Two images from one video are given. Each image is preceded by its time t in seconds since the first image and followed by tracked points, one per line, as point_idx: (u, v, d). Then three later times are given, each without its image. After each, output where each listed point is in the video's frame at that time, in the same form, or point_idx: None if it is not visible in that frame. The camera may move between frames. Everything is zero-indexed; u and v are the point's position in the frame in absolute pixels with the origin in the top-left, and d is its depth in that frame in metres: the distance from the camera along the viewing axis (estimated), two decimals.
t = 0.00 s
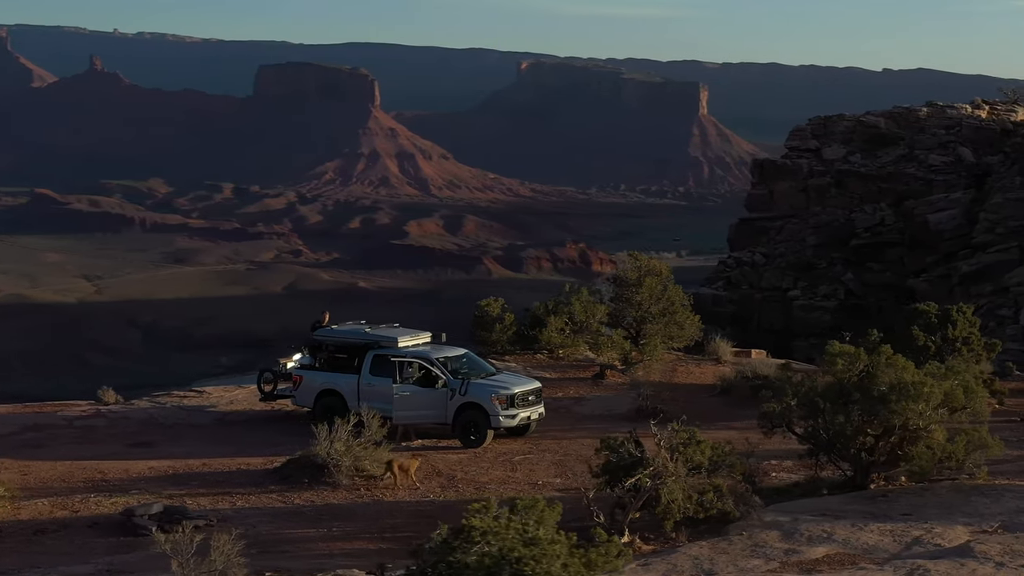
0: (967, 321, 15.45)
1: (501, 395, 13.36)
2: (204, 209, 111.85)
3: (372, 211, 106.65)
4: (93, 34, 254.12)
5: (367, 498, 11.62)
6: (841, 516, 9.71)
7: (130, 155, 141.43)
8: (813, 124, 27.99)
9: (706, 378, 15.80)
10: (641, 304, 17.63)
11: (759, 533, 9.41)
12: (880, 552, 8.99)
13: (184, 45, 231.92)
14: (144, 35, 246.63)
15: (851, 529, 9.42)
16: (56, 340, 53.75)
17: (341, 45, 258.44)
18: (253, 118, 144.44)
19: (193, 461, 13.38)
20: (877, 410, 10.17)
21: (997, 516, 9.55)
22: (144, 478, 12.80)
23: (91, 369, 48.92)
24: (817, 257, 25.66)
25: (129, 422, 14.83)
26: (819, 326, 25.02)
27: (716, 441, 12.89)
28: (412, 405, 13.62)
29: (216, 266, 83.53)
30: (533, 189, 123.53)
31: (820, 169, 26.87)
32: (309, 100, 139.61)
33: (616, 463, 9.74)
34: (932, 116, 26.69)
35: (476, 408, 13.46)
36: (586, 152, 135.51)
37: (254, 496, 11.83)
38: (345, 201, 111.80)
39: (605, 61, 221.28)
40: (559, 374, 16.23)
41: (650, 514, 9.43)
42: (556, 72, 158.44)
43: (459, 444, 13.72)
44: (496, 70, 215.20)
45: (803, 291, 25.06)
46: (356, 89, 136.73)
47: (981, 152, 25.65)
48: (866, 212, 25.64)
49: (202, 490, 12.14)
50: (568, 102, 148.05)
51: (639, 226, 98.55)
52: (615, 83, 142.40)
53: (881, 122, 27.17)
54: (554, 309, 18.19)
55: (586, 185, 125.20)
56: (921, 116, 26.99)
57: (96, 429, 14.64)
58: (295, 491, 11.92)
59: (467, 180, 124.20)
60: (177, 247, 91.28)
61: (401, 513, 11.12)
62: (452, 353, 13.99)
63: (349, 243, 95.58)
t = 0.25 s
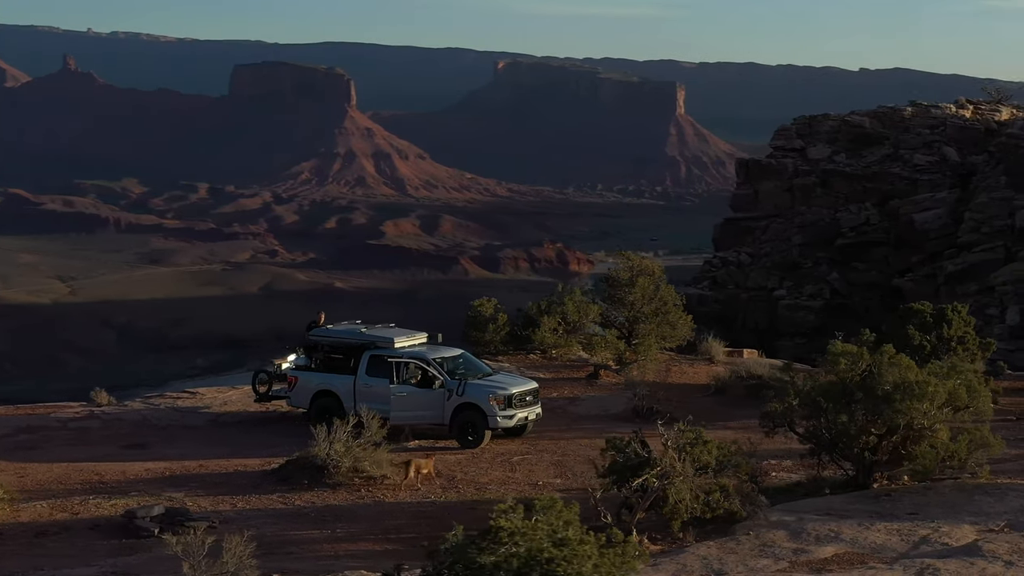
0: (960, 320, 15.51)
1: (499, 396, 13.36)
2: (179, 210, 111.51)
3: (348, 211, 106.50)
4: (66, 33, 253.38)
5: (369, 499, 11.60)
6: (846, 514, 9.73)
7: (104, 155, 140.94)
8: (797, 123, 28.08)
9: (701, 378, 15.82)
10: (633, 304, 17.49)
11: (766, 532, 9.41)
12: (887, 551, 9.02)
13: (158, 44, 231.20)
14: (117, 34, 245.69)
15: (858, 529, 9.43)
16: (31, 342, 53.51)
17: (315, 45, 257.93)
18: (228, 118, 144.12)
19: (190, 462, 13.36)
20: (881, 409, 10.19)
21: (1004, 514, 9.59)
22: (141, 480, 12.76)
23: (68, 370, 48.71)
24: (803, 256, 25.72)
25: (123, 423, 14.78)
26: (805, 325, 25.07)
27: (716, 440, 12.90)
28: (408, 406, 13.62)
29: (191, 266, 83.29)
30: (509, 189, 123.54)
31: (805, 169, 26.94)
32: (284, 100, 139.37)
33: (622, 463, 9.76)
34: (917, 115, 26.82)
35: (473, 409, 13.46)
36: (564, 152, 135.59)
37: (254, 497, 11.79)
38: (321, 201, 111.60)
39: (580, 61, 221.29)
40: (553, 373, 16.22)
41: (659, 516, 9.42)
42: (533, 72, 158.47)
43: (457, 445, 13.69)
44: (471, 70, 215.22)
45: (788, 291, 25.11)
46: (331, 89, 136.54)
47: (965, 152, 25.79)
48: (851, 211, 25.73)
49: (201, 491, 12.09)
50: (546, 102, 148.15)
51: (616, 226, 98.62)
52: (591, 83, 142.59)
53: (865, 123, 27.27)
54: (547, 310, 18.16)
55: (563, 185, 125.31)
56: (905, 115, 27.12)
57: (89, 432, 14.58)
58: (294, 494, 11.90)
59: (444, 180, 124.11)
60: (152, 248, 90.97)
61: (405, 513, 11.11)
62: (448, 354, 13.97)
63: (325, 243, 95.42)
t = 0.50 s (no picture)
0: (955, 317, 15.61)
1: (496, 396, 13.36)
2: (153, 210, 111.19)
3: (324, 211, 106.34)
4: (41, 33, 252.63)
5: (372, 499, 11.59)
6: (852, 514, 9.75)
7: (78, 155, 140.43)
8: (782, 123, 28.14)
9: (694, 378, 15.84)
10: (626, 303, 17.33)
11: (774, 532, 9.42)
12: (897, 550, 9.03)
13: (132, 44, 230.49)
14: (90, 34, 244.88)
15: (862, 528, 9.47)
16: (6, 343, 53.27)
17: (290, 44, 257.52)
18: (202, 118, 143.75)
19: (189, 463, 13.31)
20: (885, 408, 10.22)
21: (1008, 514, 9.63)
22: (138, 481, 12.71)
23: (44, 371, 48.51)
24: (788, 256, 25.78)
25: (116, 424, 14.73)
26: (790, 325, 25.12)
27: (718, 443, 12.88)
28: (406, 407, 13.60)
29: (166, 267, 83.05)
30: (486, 189, 123.53)
31: (790, 168, 27.01)
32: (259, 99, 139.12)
33: (628, 464, 9.77)
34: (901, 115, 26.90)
35: (470, 409, 13.45)
36: (541, 151, 135.69)
37: (255, 497, 11.80)
38: (297, 201, 111.41)
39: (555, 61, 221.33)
40: (547, 374, 16.19)
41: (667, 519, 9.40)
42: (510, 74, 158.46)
43: (454, 446, 13.68)
44: (447, 70, 215.27)
45: (773, 291, 25.17)
46: (306, 89, 136.36)
47: (950, 151, 25.90)
48: (836, 211, 25.79)
49: (201, 493, 12.06)
50: (523, 103, 148.15)
51: (593, 226, 98.66)
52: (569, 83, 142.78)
53: (849, 122, 27.33)
54: (541, 311, 18.16)
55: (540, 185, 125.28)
56: (890, 115, 27.21)
57: (83, 433, 14.52)
58: (294, 495, 11.89)
59: (420, 180, 123.98)
60: (127, 248, 90.67)
61: (411, 514, 11.09)
62: (445, 355, 13.95)
63: (301, 243, 95.28)
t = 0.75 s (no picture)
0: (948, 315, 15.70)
1: (493, 397, 13.35)
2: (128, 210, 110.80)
3: (300, 211, 106.18)
4: (14, 32, 252.07)
5: (373, 499, 11.59)
6: (859, 513, 9.78)
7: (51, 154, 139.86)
8: (767, 123, 28.22)
9: (688, 378, 15.85)
10: (618, 304, 17.39)
11: (780, 532, 9.43)
12: (904, 550, 9.06)
13: (104, 44, 229.71)
14: (62, 33, 243.84)
15: (867, 527, 9.51)
16: None
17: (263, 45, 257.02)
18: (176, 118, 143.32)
19: (185, 465, 13.27)
20: (888, 408, 10.26)
21: (1013, 512, 9.67)
22: (135, 484, 12.67)
23: (21, 372, 48.26)
24: (773, 256, 25.86)
25: (110, 426, 14.68)
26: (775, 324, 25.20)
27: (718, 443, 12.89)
28: (403, 408, 13.58)
29: (141, 268, 82.74)
30: (462, 189, 123.49)
31: (774, 168, 27.09)
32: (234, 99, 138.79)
33: (633, 463, 9.79)
34: (886, 115, 27.00)
35: (468, 410, 13.43)
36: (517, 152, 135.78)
37: (255, 499, 11.78)
38: (272, 201, 111.18)
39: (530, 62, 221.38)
40: (539, 374, 16.18)
41: (673, 520, 9.41)
42: (487, 75, 158.44)
43: (450, 446, 13.66)
44: (422, 71, 215.41)
45: (759, 290, 25.24)
46: (281, 89, 136.13)
47: (934, 151, 26.00)
48: (821, 210, 25.87)
49: (200, 494, 12.03)
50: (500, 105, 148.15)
51: (570, 226, 98.76)
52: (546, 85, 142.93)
53: (833, 121, 27.42)
54: (533, 311, 18.15)
55: (516, 185, 125.26)
56: (873, 114, 27.33)
57: (78, 434, 14.46)
58: (296, 495, 11.85)
59: (396, 180, 123.84)
60: (102, 249, 90.31)
61: (414, 514, 11.09)
62: (442, 355, 13.93)
63: (277, 243, 95.09)
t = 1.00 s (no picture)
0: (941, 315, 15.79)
1: (491, 397, 13.34)
2: (102, 210, 110.39)
3: (275, 211, 106.01)
4: None
5: (373, 501, 11.56)
6: (864, 513, 9.80)
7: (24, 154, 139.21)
8: (751, 123, 28.37)
9: (681, 377, 15.86)
10: (609, 304, 17.58)
11: (786, 531, 9.43)
12: (912, 550, 9.08)
13: (76, 44, 228.76)
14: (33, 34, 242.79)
15: (874, 527, 9.51)
16: None
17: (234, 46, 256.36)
18: (151, 118, 142.87)
19: (182, 467, 13.23)
20: (890, 408, 10.30)
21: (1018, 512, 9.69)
22: (132, 485, 12.62)
23: None
24: (759, 256, 25.95)
25: (104, 428, 14.61)
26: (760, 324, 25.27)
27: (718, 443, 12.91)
28: (400, 409, 13.56)
29: (115, 268, 82.40)
30: (438, 188, 123.43)
31: (759, 168, 27.23)
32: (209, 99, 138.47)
33: (639, 464, 9.79)
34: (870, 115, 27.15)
35: (463, 410, 13.41)
36: (495, 152, 135.83)
37: (254, 501, 11.74)
38: (247, 202, 110.93)
39: (504, 61, 221.34)
40: (533, 374, 16.17)
41: (681, 521, 9.39)
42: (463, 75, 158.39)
43: (447, 446, 13.62)
44: (396, 71, 215.41)
45: (745, 289, 25.31)
46: (256, 89, 135.85)
47: (918, 151, 26.20)
48: (806, 210, 25.99)
49: (198, 496, 11.98)
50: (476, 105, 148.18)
51: (546, 225, 98.81)
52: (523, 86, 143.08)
53: (818, 120, 27.57)
54: (526, 310, 18.16)
55: (493, 184, 125.26)
56: (858, 114, 27.48)
57: (71, 436, 14.39)
58: (295, 497, 11.83)
59: (372, 180, 123.67)
60: (76, 249, 89.92)
61: (417, 516, 11.07)
62: (438, 356, 13.91)
63: (252, 244, 94.88)
